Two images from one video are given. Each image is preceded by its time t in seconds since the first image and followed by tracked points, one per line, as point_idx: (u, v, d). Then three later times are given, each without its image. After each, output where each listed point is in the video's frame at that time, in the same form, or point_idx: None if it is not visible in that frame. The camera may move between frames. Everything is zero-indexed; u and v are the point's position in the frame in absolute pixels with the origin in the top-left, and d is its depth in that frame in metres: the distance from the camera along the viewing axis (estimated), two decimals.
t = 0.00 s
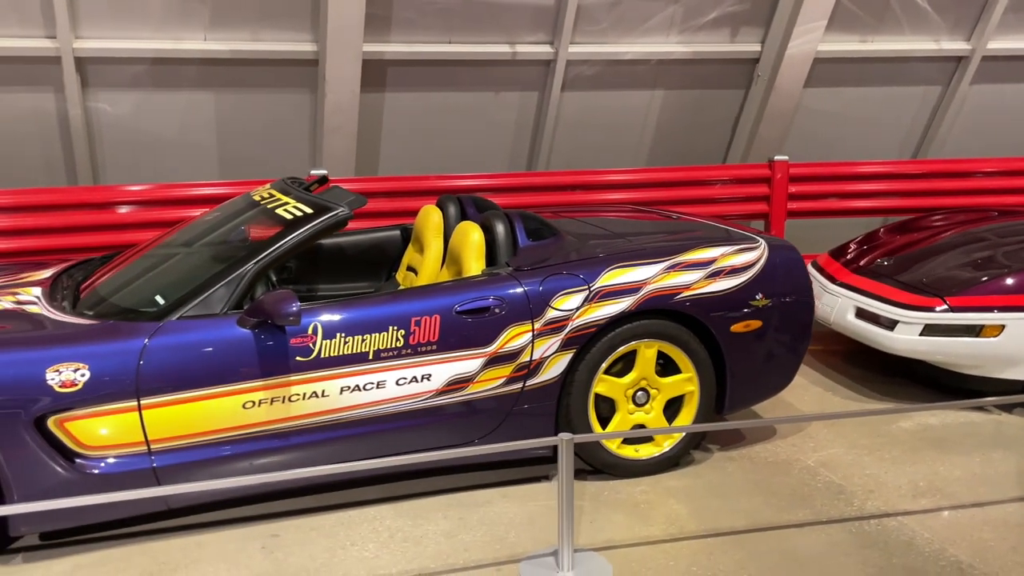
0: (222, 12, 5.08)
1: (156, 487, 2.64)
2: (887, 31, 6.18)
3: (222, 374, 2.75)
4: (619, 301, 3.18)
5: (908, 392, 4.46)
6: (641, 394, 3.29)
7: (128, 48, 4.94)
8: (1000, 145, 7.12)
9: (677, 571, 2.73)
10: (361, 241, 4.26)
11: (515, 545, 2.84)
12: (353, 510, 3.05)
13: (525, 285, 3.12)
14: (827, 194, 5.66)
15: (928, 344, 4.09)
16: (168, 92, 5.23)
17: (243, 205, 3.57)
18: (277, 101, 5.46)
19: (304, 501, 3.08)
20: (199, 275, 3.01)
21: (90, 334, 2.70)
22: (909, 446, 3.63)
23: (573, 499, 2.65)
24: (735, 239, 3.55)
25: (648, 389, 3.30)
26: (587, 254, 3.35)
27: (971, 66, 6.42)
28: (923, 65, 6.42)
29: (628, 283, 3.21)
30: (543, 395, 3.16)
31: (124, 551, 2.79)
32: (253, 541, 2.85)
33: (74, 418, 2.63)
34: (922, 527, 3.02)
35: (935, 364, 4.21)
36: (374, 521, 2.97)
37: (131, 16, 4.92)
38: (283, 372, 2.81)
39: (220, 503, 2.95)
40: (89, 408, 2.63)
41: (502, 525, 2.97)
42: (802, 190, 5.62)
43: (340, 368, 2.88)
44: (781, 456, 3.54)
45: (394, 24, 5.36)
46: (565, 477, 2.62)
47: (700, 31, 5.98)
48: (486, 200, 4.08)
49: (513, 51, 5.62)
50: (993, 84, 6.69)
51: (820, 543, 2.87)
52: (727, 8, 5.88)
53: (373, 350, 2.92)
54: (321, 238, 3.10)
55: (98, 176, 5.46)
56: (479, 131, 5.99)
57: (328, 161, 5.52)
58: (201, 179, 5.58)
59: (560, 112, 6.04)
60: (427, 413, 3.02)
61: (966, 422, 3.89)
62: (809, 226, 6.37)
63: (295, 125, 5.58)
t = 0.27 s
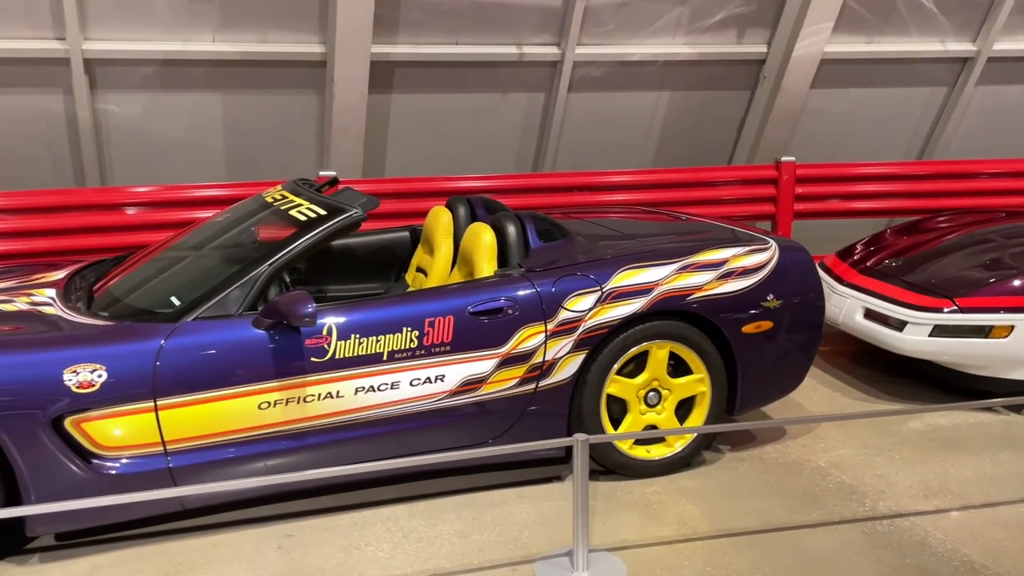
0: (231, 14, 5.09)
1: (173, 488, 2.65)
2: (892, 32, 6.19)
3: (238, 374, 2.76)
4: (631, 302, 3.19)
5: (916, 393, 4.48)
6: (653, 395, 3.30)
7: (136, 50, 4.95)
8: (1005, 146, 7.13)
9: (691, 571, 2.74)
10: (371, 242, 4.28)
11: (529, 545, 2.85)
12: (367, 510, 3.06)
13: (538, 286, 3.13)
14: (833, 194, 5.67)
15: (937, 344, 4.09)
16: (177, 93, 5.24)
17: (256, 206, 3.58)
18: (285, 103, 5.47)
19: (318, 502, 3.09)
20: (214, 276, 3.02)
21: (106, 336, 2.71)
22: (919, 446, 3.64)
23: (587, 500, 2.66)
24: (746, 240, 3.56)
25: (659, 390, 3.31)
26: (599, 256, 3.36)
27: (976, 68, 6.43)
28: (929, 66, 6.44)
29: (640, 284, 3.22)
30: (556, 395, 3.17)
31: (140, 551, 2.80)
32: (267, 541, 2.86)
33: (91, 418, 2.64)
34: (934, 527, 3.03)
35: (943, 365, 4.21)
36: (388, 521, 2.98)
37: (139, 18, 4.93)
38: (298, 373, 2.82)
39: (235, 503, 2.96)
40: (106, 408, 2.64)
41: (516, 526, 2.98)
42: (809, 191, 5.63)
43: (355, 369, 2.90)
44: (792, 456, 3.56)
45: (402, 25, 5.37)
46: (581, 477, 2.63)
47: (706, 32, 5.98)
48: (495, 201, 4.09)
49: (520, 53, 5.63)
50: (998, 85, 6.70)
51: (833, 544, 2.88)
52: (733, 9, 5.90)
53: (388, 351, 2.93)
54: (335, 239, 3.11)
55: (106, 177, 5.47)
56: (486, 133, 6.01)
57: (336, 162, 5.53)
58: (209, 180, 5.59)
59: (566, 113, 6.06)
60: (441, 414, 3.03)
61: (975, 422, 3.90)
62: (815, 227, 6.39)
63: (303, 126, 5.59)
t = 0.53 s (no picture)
0: (239, 16, 5.10)
1: (189, 488, 2.66)
2: (897, 34, 6.21)
3: (253, 375, 2.78)
4: (643, 303, 3.20)
5: (924, 394, 4.49)
6: (663, 396, 3.31)
7: (145, 52, 4.96)
8: (1009, 148, 7.14)
9: (704, 571, 2.75)
10: (380, 244, 4.29)
11: (542, 545, 2.86)
12: (380, 511, 3.07)
13: (550, 287, 3.14)
14: (839, 196, 5.68)
15: (946, 346, 4.10)
16: (185, 96, 5.25)
17: (268, 208, 3.60)
18: (293, 105, 5.49)
19: (331, 502, 3.10)
20: (228, 278, 3.03)
21: (122, 337, 2.73)
22: (929, 447, 3.65)
23: (601, 501, 2.67)
24: (756, 242, 3.57)
25: (670, 391, 3.32)
26: (610, 257, 3.37)
27: (981, 70, 6.45)
28: (934, 68, 6.46)
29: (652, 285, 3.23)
30: (567, 396, 3.18)
31: (155, 552, 2.81)
32: (281, 541, 2.87)
33: (107, 419, 2.65)
34: (945, 528, 3.04)
35: (951, 366, 4.22)
36: (401, 521, 2.99)
37: (148, 20, 4.95)
38: (312, 373, 2.84)
39: (249, 503, 2.97)
40: (123, 409, 2.66)
41: (528, 526, 2.99)
42: (816, 193, 5.65)
43: (368, 369, 2.91)
44: (802, 458, 3.57)
45: (409, 27, 5.38)
46: (595, 478, 2.64)
47: (712, 35, 6.00)
48: (505, 203, 4.11)
49: (527, 55, 5.65)
50: (1003, 87, 6.72)
51: (845, 544, 2.89)
52: (739, 12, 5.92)
53: (401, 352, 2.95)
54: (348, 241, 3.12)
55: (114, 179, 5.48)
56: (493, 134, 6.02)
57: (344, 164, 5.55)
58: (216, 182, 5.60)
59: (573, 115, 6.07)
60: (454, 414, 3.04)
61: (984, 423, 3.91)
62: (820, 229, 6.40)
63: (310, 128, 5.61)
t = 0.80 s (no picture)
0: (249, 18, 5.12)
1: (206, 487, 2.68)
2: (903, 36, 6.23)
3: (269, 375, 2.79)
4: (655, 303, 3.22)
5: (932, 395, 4.50)
6: (675, 397, 3.32)
7: (155, 54, 4.98)
8: (1014, 149, 7.16)
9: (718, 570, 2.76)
10: (390, 244, 4.30)
11: (556, 544, 2.88)
12: (394, 510, 3.09)
13: (563, 288, 3.15)
14: (846, 198, 5.70)
15: (955, 346, 4.12)
16: (194, 97, 5.27)
17: (281, 209, 3.62)
18: (301, 107, 5.51)
19: (345, 502, 3.12)
20: (244, 278, 3.05)
21: (139, 336, 2.74)
22: (938, 448, 3.67)
23: (616, 501, 2.68)
24: (767, 243, 3.59)
25: (682, 392, 3.33)
26: (622, 258, 3.39)
27: (987, 72, 6.48)
28: (940, 70, 6.48)
29: (664, 286, 3.25)
30: (580, 396, 3.19)
31: (171, 550, 2.83)
32: (296, 540, 2.88)
33: (125, 418, 2.67)
34: (957, 527, 3.06)
35: (960, 367, 4.24)
36: (415, 521, 3.00)
37: (158, 21, 4.96)
38: (328, 373, 2.85)
39: (264, 503, 2.98)
40: (140, 408, 2.67)
41: (542, 526, 3.01)
42: (823, 195, 5.66)
43: (383, 369, 2.92)
44: (812, 458, 3.58)
45: (417, 29, 5.40)
46: (609, 477, 2.65)
47: (719, 37, 6.02)
48: (515, 204, 4.12)
49: (534, 57, 5.66)
50: (1009, 89, 6.74)
51: (857, 544, 2.90)
52: (746, 14, 5.94)
53: (415, 352, 2.96)
54: (362, 241, 3.14)
55: (123, 180, 5.50)
56: (500, 136, 6.03)
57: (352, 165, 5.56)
58: (225, 183, 5.62)
59: (580, 117, 6.09)
60: (467, 414, 3.06)
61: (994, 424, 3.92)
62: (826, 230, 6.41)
63: (319, 130, 5.63)
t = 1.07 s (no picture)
0: (259, 20, 5.14)
1: (225, 485, 2.69)
2: (910, 38, 6.25)
3: (286, 373, 2.81)
4: (667, 303, 3.23)
5: (941, 395, 4.52)
6: (687, 396, 3.34)
7: (165, 55, 4.99)
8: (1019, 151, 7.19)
9: (733, 568, 2.77)
10: (400, 245, 4.32)
11: (571, 543, 2.89)
12: (408, 508, 3.11)
13: (576, 288, 3.17)
14: (853, 198, 5.71)
15: (964, 347, 4.13)
16: (203, 98, 5.28)
17: (295, 209, 3.64)
18: (311, 108, 5.53)
19: (360, 500, 3.13)
20: (260, 278, 3.07)
21: (158, 335, 2.76)
22: (948, 447, 3.69)
23: (631, 499, 2.70)
24: (778, 243, 3.60)
25: (694, 391, 3.35)
26: (634, 258, 3.41)
27: (993, 73, 6.51)
28: (946, 72, 6.50)
29: (676, 285, 3.27)
30: (594, 396, 3.21)
31: (188, 548, 2.84)
32: (312, 538, 2.90)
33: (144, 416, 2.69)
34: (969, 526, 3.07)
35: (969, 367, 4.26)
36: (430, 519, 3.02)
37: (169, 22, 4.98)
38: (344, 372, 2.87)
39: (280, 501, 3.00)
40: (159, 406, 2.69)
41: (556, 524, 3.03)
42: (830, 196, 5.68)
43: (399, 368, 2.94)
44: (823, 457, 3.60)
45: (426, 30, 5.42)
46: (625, 475, 2.67)
47: (726, 38, 6.04)
48: (526, 204, 4.14)
49: (542, 58, 5.68)
50: (1014, 91, 6.77)
51: (870, 542, 2.92)
52: (753, 15, 5.96)
53: (430, 351, 2.98)
54: (377, 241, 3.17)
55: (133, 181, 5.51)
56: (508, 137, 6.05)
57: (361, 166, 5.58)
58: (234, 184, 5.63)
59: (587, 118, 6.10)
60: (482, 413, 3.08)
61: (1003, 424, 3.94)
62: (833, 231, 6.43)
63: (327, 131, 5.65)
